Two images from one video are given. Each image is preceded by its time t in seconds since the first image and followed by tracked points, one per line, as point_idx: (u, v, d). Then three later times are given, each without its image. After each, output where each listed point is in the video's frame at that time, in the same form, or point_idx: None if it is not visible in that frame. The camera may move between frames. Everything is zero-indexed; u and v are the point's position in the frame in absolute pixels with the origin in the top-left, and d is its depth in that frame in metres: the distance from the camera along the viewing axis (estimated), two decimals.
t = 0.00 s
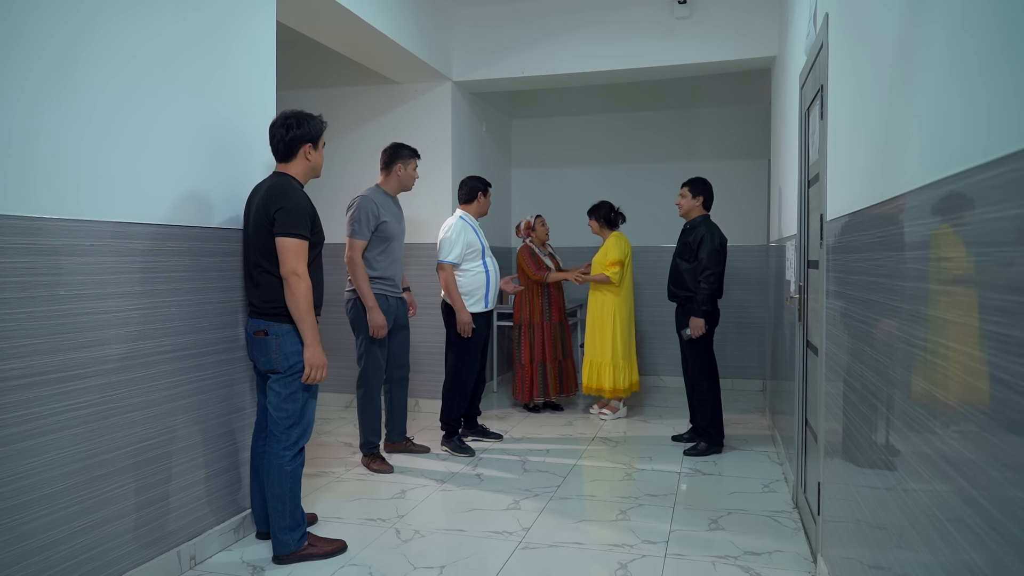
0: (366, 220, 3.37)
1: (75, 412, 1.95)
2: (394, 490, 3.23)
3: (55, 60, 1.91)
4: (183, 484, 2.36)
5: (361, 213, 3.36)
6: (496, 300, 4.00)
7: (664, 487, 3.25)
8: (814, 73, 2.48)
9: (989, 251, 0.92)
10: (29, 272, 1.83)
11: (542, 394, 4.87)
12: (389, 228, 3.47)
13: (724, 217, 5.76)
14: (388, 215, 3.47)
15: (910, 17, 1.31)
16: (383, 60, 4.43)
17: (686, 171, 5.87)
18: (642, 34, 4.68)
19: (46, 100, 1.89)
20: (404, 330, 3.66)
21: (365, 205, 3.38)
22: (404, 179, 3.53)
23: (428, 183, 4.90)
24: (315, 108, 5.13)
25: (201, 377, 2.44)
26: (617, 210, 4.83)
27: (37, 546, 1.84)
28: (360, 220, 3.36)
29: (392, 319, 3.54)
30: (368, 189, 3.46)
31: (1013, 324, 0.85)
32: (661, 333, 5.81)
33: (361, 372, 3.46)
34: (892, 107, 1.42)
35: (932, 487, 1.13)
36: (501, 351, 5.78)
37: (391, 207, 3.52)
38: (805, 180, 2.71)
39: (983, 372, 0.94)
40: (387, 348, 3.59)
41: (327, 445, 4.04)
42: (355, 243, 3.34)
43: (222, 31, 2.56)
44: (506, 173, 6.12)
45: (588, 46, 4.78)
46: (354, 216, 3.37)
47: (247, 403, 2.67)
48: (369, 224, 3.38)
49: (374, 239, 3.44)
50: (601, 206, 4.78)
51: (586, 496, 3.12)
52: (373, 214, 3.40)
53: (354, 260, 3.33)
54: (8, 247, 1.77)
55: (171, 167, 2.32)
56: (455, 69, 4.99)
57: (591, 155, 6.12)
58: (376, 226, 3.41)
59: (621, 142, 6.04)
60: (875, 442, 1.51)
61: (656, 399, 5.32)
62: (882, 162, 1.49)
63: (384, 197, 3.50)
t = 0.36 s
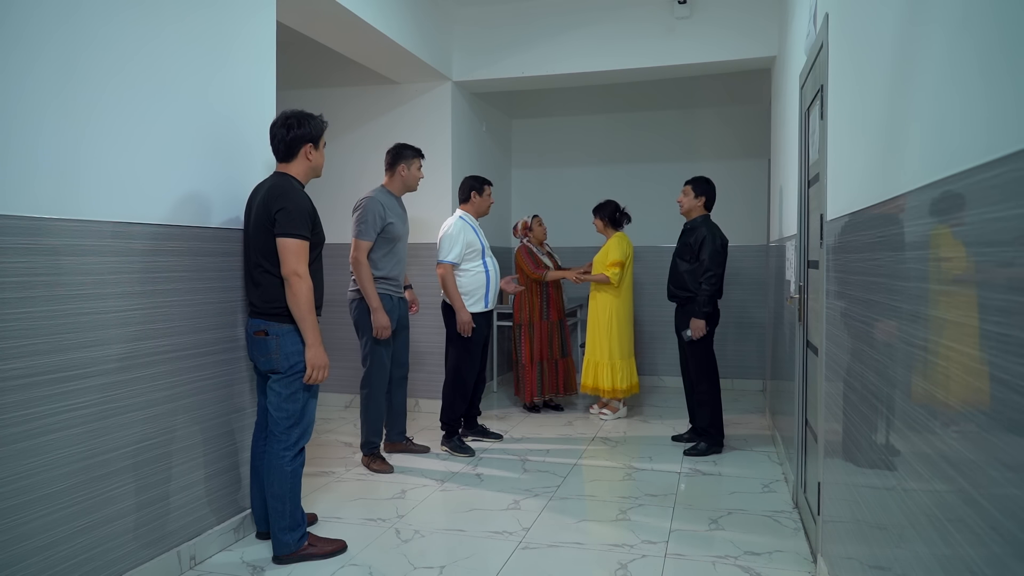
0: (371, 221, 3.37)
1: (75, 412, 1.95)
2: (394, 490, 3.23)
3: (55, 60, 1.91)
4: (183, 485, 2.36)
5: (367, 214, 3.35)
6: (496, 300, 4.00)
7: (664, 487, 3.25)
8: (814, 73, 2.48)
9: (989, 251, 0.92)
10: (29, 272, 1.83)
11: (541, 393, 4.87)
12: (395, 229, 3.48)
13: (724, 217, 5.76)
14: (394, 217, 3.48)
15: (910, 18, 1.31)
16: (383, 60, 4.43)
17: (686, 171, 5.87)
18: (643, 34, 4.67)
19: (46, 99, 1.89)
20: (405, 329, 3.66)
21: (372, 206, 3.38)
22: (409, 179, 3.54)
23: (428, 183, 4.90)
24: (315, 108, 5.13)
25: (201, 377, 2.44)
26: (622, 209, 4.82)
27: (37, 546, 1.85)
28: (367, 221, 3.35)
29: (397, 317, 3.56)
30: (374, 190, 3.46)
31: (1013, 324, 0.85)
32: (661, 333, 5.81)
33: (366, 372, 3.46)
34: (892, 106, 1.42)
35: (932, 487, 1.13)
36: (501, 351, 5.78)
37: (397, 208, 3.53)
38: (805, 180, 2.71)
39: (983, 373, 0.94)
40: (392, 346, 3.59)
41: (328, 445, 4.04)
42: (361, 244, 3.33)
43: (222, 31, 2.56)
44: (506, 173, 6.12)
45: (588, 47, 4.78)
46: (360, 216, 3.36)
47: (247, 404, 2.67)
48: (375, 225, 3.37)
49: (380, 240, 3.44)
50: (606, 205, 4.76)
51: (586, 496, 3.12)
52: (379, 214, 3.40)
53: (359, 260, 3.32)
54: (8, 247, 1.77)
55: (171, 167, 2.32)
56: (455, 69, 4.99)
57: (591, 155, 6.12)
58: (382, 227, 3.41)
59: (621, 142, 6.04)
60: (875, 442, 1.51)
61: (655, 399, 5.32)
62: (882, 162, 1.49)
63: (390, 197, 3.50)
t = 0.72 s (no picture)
0: (372, 225, 3.35)
1: (75, 412, 1.95)
2: (394, 490, 3.23)
3: (55, 60, 1.91)
4: (183, 485, 2.36)
5: (368, 217, 3.34)
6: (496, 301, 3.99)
7: (664, 487, 3.25)
8: (814, 72, 2.48)
9: (989, 251, 0.92)
10: (29, 272, 1.83)
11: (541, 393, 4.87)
12: (396, 235, 3.47)
13: (724, 217, 5.77)
14: (396, 222, 3.47)
15: (910, 18, 1.31)
16: (383, 60, 4.43)
17: (686, 171, 5.87)
18: (643, 34, 4.67)
19: (46, 99, 1.89)
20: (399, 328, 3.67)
21: (374, 211, 3.36)
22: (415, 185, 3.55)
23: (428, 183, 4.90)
24: (315, 108, 5.13)
25: (201, 377, 2.44)
26: (625, 209, 4.82)
27: (37, 546, 1.85)
28: (368, 226, 3.34)
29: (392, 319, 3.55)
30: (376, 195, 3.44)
31: (1012, 324, 0.85)
32: (661, 333, 5.81)
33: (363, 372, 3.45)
34: (892, 107, 1.42)
35: (932, 487, 1.13)
36: (501, 351, 5.78)
37: (399, 213, 3.51)
38: (805, 180, 2.71)
39: (983, 373, 0.95)
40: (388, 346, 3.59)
41: (327, 445, 4.04)
42: (359, 247, 3.32)
43: (222, 32, 2.56)
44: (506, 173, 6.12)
45: (588, 47, 4.78)
46: (361, 221, 3.34)
47: (247, 404, 2.67)
48: (376, 229, 3.36)
49: (379, 245, 3.43)
50: (609, 205, 4.76)
51: (586, 496, 3.12)
52: (381, 220, 3.38)
53: (355, 263, 3.31)
54: (9, 247, 1.77)
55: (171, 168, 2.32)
56: (455, 70, 4.99)
57: (591, 155, 6.12)
58: (383, 233, 3.40)
59: (621, 142, 6.04)
60: (875, 442, 1.51)
61: (655, 399, 5.32)
62: (882, 162, 1.49)
63: (393, 202, 3.48)
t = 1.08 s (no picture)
0: (367, 227, 3.34)
1: (75, 412, 1.95)
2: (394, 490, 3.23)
3: (55, 61, 1.91)
4: (183, 485, 2.37)
5: (363, 219, 3.33)
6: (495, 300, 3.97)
7: (664, 488, 3.25)
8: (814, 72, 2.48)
9: (989, 251, 0.92)
10: (30, 272, 1.83)
11: (542, 393, 4.87)
12: (391, 237, 3.46)
13: (724, 217, 5.76)
14: (391, 224, 3.45)
15: (910, 18, 1.31)
16: (383, 60, 4.43)
17: (686, 171, 5.87)
18: (643, 35, 4.67)
19: (46, 99, 1.89)
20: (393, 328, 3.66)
21: (370, 212, 3.35)
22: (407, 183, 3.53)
23: (428, 183, 4.90)
24: (315, 108, 5.13)
25: (201, 377, 2.44)
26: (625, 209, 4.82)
27: (37, 546, 1.85)
28: (363, 228, 3.33)
29: (386, 320, 3.54)
30: (370, 196, 3.43)
31: (1013, 323, 0.85)
32: (661, 333, 5.81)
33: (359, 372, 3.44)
34: (892, 107, 1.42)
35: (932, 487, 1.13)
36: (501, 351, 5.78)
37: (394, 213, 3.50)
38: (805, 180, 2.71)
39: (983, 373, 0.95)
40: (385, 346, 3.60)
41: (327, 445, 4.04)
42: (354, 249, 3.31)
43: (222, 31, 2.56)
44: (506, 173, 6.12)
45: (588, 47, 4.78)
46: (357, 223, 3.33)
47: (246, 404, 2.67)
48: (372, 232, 3.35)
49: (374, 247, 3.42)
50: (610, 205, 4.76)
51: (586, 496, 3.13)
52: (377, 222, 3.37)
53: (351, 266, 3.29)
54: (8, 247, 1.77)
55: (171, 168, 2.32)
56: (455, 70, 4.99)
57: (591, 155, 6.12)
58: (378, 235, 3.39)
59: (621, 142, 6.04)
60: (875, 442, 1.51)
61: (655, 399, 5.32)
62: (882, 162, 1.49)
63: (388, 203, 3.48)
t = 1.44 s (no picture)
0: (357, 222, 3.35)
1: (75, 412, 1.95)
2: (394, 490, 3.23)
3: (55, 61, 1.91)
4: (182, 485, 2.36)
5: (352, 215, 3.35)
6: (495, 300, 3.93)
7: (664, 488, 3.26)
8: (814, 72, 2.48)
9: (989, 251, 0.92)
10: (29, 272, 1.83)
11: (540, 393, 4.89)
12: (385, 232, 3.45)
13: (724, 217, 5.77)
14: (384, 219, 3.45)
15: (910, 18, 1.30)
16: (383, 61, 4.42)
17: (686, 171, 5.87)
18: (644, 34, 4.67)
19: (47, 99, 1.89)
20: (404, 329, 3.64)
21: (360, 208, 3.36)
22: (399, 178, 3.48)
23: (428, 183, 4.90)
24: (315, 108, 5.13)
25: (201, 377, 2.44)
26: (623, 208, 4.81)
27: (37, 546, 1.85)
28: (353, 224, 3.34)
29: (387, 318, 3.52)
30: (362, 191, 3.44)
31: (1013, 324, 0.85)
32: (661, 333, 5.81)
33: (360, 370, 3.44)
34: (892, 107, 1.42)
35: (933, 487, 1.13)
36: (501, 351, 5.78)
37: (388, 209, 3.49)
38: (805, 180, 2.71)
39: (983, 373, 0.95)
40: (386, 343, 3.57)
41: (327, 445, 4.04)
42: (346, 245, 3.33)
43: (222, 31, 2.56)
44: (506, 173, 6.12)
45: (588, 47, 4.78)
46: (348, 219, 3.35)
47: (246, 404, 2.67)
48: (363, 227, 3.36)
49: (368, 243, 3.43)
50: (605, 207, 4.76)
51: (586, 496, 3.13)
52: (368, 217, 3.38)
53: (344, 262, 3.30)
54: (8, 247, 1.77)
55: (171, 168, 2.32)
56: (455, 70, 4.99)
57: (591, 155, 6.12)
58: (370, 230, 3.40)
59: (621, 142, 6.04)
60: (875, 442, 1.51)
61: (655, 399, 5.32)
62: (882, 162, 1.49)
63: (380, 199, 3.47)
